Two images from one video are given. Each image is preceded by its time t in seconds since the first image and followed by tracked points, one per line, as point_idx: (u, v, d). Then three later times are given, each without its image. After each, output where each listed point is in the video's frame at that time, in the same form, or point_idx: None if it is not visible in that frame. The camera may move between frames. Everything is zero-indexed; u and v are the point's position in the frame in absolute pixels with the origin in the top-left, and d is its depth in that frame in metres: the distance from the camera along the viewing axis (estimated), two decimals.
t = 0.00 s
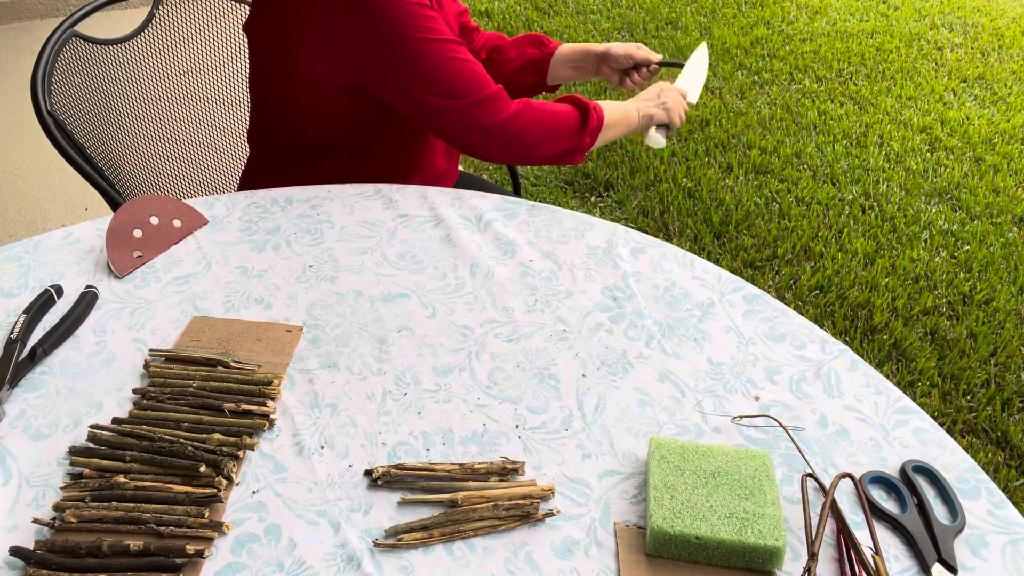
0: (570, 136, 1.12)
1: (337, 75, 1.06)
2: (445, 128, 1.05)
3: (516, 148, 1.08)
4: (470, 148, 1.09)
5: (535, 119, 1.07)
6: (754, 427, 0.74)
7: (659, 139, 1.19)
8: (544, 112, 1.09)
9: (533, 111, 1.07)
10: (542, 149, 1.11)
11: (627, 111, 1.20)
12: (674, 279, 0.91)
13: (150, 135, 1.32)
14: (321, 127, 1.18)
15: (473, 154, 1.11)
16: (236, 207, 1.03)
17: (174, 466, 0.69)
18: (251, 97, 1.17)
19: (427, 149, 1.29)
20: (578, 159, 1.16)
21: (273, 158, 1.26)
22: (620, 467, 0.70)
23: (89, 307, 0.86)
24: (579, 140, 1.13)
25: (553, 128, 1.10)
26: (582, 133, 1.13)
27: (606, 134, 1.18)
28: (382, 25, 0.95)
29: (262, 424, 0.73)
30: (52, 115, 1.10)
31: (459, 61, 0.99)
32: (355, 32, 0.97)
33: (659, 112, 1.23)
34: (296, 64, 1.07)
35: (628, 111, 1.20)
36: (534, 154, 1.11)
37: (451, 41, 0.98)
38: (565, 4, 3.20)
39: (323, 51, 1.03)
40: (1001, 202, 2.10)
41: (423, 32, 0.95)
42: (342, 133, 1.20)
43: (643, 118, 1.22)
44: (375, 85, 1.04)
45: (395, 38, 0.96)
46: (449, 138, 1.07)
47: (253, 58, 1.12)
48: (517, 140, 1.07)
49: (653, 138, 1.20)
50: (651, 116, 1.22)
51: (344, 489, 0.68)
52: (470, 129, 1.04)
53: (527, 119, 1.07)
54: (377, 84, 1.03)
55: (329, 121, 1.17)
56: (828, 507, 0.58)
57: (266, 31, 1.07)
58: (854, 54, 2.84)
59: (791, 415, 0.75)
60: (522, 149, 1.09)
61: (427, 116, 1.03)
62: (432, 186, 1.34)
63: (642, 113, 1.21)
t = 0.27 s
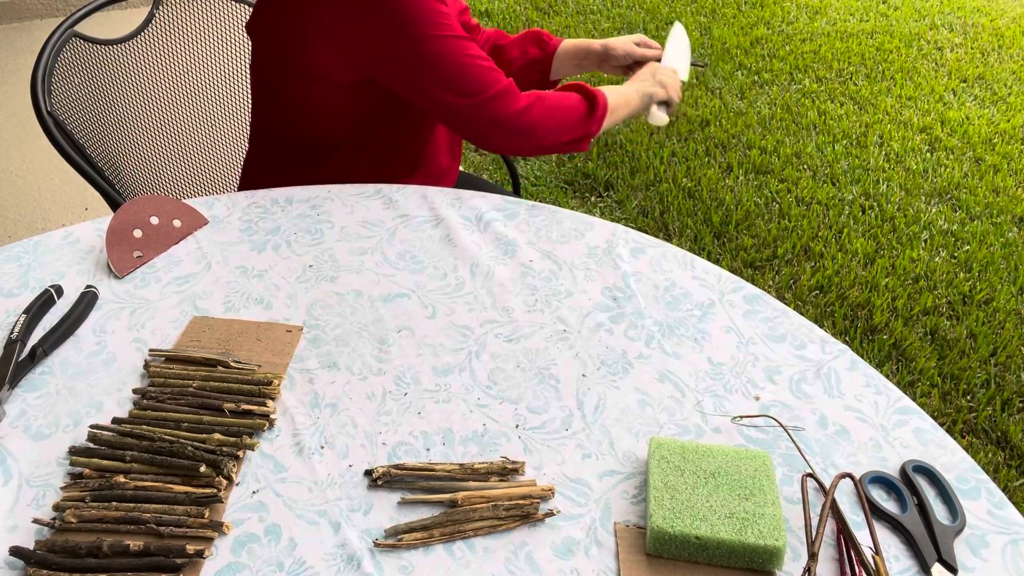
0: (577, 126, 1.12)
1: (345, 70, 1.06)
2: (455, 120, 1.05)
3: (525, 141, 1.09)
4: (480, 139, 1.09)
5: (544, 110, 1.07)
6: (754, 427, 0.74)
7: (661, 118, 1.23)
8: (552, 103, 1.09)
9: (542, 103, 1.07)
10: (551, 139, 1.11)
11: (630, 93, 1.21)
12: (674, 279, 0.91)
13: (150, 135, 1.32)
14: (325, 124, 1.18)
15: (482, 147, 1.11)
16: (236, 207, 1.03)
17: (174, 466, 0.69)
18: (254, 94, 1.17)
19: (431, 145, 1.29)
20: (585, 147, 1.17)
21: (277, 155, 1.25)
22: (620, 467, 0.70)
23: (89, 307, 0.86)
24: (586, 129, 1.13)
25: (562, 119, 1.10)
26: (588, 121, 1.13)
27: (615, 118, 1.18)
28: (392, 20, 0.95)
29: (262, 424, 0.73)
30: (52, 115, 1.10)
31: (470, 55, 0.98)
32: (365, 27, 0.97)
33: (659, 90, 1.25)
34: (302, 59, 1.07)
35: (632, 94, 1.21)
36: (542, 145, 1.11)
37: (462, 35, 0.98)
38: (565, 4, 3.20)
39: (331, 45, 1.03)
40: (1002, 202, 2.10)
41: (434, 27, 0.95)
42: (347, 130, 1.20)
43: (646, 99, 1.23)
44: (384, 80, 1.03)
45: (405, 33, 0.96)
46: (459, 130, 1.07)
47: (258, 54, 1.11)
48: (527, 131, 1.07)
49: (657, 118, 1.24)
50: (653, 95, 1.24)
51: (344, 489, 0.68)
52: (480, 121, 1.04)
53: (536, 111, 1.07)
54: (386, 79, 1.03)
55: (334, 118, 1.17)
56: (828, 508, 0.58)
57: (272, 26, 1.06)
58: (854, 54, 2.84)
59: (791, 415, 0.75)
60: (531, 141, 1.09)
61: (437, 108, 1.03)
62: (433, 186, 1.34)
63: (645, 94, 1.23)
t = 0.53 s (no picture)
0: (571, 120, 1.13)
1: (343, 68, 1.06)
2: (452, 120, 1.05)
3: (522, 138, 1.09)
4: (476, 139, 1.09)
5: (539, 106, 1.08)
6: (754, 427, 0.74)
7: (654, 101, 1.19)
8: (546, 98, 1.09)
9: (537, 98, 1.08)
10: (547, 136, 1.11)
11: (622, 81, 1.22)
12: (674, 279, 0.91)
13: (149, 135, 1.32)
14: (324, 123, 1.18)
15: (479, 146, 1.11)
16: (235, 207, 1.03)
17: (174, 466, 0.69)
18: (254, 92, 1.17)
19: (432, 145, 1.28)
20: (580, 139, 1.17)
21: (277, 154, 1.26)
22: (620, 468, 0.70)
23: (89, 307, 0.86)
24: (580, 120, 1.14)
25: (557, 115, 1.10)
26: (582, 113, 1.14)
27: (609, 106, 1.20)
28: (389, 18, 0.95)
29: (262, 424, 0.73)
30: (52, 115, 1.10)
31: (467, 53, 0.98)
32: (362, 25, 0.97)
33: (650, 74, 1.26)
34: (300, 58, 1.07)
35: (624, 81, 1.22)
36: (538, 141, 1.11)
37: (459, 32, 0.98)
38: (565, 4, 3.19)
39: (329, 44, 1.03)
40: (1002, 202, 2.10)
41: (431, 25, 0.95)
42: (346, 128, 1.20)
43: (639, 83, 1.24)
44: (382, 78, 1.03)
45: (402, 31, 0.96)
46: (456, 131, 1.07)
47: (256, 52, 1.11)
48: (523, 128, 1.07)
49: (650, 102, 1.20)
50: (644, 79, 1.25)
51: (344, 489, 0.68)
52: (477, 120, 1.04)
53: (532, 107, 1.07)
54: (384, 77, 1.03)
55: (333, 117, 1.17)
56: (828, 508, 0.58)
57: (271, 26, 1.06)
58: (855, 54, 2.84)
59: (791, 415, 0.75)
60: (527, 138, 1.09)
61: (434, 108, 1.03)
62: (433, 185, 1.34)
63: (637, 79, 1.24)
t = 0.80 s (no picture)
0: (564, 122, 1.12)
1: (337, 71, 1.06)
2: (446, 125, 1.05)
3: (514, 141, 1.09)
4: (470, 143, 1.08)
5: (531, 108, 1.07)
6: (754, 427, 0.74)
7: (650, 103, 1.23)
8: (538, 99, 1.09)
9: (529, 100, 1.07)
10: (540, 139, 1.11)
11: (615, 81, 1.21)
12: (674, 279, 0.91)
13: (149, 136, 1.32)
14: (320, 125, 1.18)
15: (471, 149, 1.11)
16: (236, 207, 1.03)
17: (174, 466, 0.69)
18: (250, 95, 1.17)
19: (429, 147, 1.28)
20: (574, 141, 1.17)
21: (273, 156, 1.26)
22: (621, 467, 0.70)
23: (89, 307, 0.86)
24: (573, 122, 1.14)
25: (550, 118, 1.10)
26: (575, 115, 1.13)
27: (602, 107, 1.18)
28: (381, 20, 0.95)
29: (262, 424, 0.73)
30: (52, 115, 1.10)
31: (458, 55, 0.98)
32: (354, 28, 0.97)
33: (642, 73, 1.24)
34: (294, 60, 1.07)
35: (617, 80, 1.21)
36: (530, 144, 1.11)
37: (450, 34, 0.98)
38: (565, 4, 3.19)
39: (322, 46, 1.03)
40: (1001, 202, 2.10)
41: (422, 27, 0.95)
42: (343, 131, 1.20)
43: (631, 82, 1.23)
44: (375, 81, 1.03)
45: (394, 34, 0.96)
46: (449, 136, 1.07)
47: (252, 55, 1.12)
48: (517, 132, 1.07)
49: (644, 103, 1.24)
50: (637, 78, 1.23)
51: (344, 489, 0.68)
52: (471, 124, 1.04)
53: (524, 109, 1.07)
54: (376, 80, 1.03)
55: (329, 119, 1.17)
56: (828, 508, 0.58)
57: (267, 31, 1.07)
58: (854, 54, 2.84)
59: (791, 415, 0.75)
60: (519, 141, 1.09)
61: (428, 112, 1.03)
62: (433, 186, 1.34)
63: (629, 78, 1.22)
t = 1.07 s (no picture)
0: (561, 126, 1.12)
1: (333, 73, 1.06)
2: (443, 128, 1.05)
3: (509, 143, 1.09)
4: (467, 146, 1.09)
5: (527, 112, 1.07)
6: (754, 427, 0.74)
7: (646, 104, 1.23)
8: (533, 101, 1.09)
9: (524, 103, 1.07)
10: (537, 143, 1.11)
11: (611, 81, 1.21)
12: (674, 279, 0.91)
13: (149, 135, 1.32)
14: (319, 127, 1.18)
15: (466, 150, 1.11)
16: (236, 207, 1.03)
17: (174, 466, 0.69)
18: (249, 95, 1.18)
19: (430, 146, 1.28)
20: (572, 145, 1.16)
21: (272, 157, 1.26)
22: (620, 468, 0.70)
23: (89, 307, 0.86)
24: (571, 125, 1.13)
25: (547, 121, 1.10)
26: (572, 119, 1.12)
27: (600, 109, 1.18)
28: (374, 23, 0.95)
29: (262, 424, 0.73)
30: (52, 115, 1.10)
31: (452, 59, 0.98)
32: (347, 31, 0.97)
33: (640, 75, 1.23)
34: (291, 61, 1.07)
35: (614, 81, 1.21)
36: (526, 147, 1.11)
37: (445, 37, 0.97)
38: (565, 4, 3.19)
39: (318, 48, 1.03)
40: (1001, 202, 2.10)
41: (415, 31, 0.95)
42: (342, 134, 1.21)
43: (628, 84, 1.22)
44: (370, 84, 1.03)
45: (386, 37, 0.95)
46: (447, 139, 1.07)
47: (250, 56, 1.12)
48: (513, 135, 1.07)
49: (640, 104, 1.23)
50: (635, 80, 1.23)
51: (344, 489, 0.68)
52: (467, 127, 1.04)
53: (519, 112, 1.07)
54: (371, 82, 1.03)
55: (327, 121, 1.17)
56: (827, 508, 0.58)
57: (266, 34, 1.07)
58: (854, 54, 2.84)
59: (790, 415, 0.75)
60: (515, 143, 1.09)
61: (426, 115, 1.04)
62: (433, 185, 1.34)
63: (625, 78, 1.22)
